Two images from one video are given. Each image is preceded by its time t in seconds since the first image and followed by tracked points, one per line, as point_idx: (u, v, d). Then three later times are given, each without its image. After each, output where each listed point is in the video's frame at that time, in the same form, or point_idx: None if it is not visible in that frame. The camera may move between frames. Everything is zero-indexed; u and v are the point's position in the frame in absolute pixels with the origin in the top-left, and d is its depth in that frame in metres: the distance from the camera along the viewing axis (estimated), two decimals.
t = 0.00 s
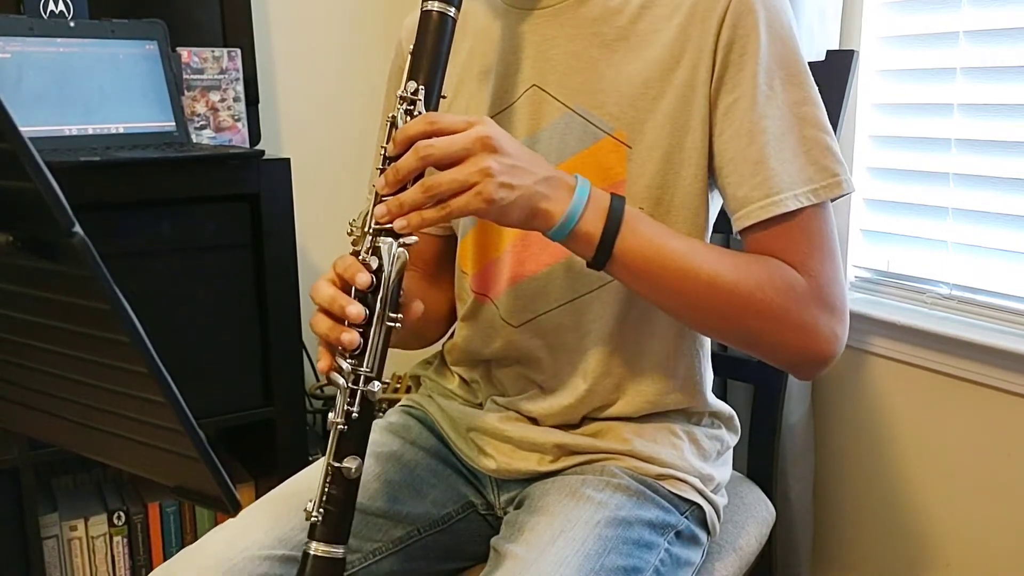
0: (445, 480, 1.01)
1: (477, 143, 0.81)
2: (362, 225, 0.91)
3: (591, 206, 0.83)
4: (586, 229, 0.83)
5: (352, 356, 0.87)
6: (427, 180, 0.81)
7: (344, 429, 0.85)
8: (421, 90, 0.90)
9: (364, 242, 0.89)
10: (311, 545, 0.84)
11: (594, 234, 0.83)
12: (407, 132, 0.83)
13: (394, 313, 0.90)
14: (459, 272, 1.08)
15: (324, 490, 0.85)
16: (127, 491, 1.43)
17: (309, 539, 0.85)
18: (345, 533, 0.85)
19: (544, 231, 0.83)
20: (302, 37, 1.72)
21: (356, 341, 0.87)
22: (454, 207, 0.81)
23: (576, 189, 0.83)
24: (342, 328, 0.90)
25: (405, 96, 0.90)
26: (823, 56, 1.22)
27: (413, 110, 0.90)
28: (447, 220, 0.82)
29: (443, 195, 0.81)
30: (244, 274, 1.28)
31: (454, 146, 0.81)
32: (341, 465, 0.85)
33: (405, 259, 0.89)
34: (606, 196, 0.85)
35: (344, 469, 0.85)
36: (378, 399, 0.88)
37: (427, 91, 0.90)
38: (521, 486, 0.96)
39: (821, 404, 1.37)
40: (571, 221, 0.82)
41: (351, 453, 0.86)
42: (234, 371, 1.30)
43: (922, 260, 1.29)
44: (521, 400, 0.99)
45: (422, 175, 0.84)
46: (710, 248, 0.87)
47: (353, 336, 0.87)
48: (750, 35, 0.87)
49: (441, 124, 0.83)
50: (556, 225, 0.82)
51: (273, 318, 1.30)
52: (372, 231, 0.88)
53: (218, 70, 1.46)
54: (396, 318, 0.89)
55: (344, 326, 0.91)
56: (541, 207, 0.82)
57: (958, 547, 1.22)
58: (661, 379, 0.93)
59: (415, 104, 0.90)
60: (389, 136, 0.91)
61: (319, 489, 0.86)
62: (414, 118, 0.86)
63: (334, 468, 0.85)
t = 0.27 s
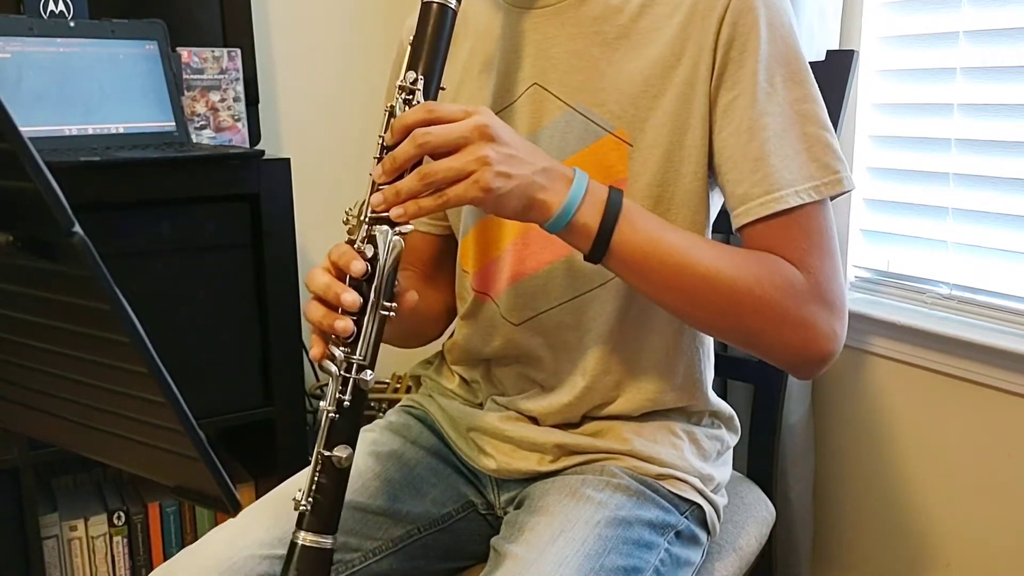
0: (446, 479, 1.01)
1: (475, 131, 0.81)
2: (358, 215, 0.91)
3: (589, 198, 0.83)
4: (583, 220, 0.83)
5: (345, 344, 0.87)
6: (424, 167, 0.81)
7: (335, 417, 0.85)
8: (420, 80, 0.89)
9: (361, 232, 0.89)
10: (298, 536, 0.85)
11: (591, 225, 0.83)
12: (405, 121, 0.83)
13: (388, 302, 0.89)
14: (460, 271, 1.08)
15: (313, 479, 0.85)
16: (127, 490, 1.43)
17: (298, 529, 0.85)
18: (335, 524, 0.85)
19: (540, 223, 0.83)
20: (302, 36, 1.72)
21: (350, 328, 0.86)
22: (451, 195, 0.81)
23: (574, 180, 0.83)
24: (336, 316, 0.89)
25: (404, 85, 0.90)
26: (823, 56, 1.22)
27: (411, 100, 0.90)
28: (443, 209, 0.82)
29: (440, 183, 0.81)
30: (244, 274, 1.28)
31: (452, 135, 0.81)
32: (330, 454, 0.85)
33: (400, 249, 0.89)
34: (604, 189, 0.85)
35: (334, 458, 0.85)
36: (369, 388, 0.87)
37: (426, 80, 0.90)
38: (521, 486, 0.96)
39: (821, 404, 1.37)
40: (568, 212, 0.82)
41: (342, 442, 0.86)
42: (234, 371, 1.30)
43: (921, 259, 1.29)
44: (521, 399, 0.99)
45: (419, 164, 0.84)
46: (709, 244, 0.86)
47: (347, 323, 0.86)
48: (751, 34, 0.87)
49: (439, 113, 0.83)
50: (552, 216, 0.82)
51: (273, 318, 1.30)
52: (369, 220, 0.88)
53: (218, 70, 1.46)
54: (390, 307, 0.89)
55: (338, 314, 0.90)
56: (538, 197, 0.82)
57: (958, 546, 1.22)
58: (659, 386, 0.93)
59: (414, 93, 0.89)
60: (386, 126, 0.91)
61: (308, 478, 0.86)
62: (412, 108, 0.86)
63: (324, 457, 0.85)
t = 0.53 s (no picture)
0: (446, 481, 1.01)
1: (475, 112, 0.81)
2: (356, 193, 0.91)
3: (588, 183, 0.83)
4: (582, 205, 0.83)
5: (340, 322, 0.87)
6: (424, 146, 0.81)
7: (327, 394, 0.86)
8: (421, 62, 0.90)
9: (358, 210, 0.89)
10: (286, 515, 0.84)
11: (591, 212, 0.83)
12: (406, 100, 0.83)
13: (384, 282, 0.89)
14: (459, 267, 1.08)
15: (302, 457, 0.85)
16: (127, 490, 1.43)
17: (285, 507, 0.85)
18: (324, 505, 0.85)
19: (539, 208, 0.83)
20: (302, 35, 1.72)
21: (344, 306, 0.86)
22: (450, 174, 0.81)
23: (574, 167, 0.83)
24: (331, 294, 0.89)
25: (405, 67, 0.90)
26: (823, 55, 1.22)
27: (413, 81, 0.90)
28: (441, 189, 0.83)
29: (438, 163, 0.81)
30: (245, 274, 1.28)
31: (453, 114, 0.81)
32: (320, 433, 0.84)
33: (398, 228, 0.87)
34: (604, 177, 0.84)
35: (324, 437, 0.84)
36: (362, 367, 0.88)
37: (427, 61, 0.90)
38: (521, 487, 0.96)
39: (821, 403, 1.37)
40: (567, 197, 0.82)
41: (332, 421, 0.85)
42: (234, 371, 1.30)
43: (921, 259, 1.29)
44: (521, 398, 0.99)
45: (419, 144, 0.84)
46: (709, 234, 0.86)
47: (341, 301, 0.87)
48: (752, 31, 0.87)
49: (441, 94, 0.83)
50: (552, 201, 0.82)
51: (274, 317, 1.30)
52: (367, 199, 0.88)
53: (218, 69, 1.46)
54: (386, 287, 0.88)
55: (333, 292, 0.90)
56: (537, 180, 0.82)
57: (958, 546, 1.22)
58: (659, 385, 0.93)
59: (416, 74, 0.89)
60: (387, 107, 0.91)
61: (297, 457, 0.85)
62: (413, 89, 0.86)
63: (313, 435, 0.85)
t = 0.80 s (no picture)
0: (446, 480, 1.01)
1: (485, 83, 0.82)
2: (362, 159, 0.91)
3: (594, 161, 0.83)
4: (587, 180, 0.83)
5: (340, 285, 0.86)
6: (431, 115, 0.81)
7: (324, 356, 0.84)
8: (433, 35, 0.89)
9: (364, 177, 0.89)
10: (277, 476, 0.82)
11: (596, 189, 0.83)
12: (415, 71, 0.83)
13: (386, 247, 0.89)
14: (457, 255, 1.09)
15: (294, 418, 0.83)
16: (127, 490, 1.43)
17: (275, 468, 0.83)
18: (314, 467, 0.83)
19: (545, 183, 0.83)
20: (303, 34, 1.72)
21: (346, 270, 0.86)
22: (458, 143, 0.81)
23: (581, 142, 0.84)
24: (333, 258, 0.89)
25: (417, 39, 0.89)
26: (824, 55, 1.22)
27: (424, 53, 0.90)
28: (448, 158, 0.82)
29: (445, 131, 0.81)
30: (245, 273, 1.28)
31: (463, 86, 0.81)
32: (315, 394, 0.83)
33: (402, 194, 0.88)
34: (610, 155, 0.85)
35: (319, 399, 0.83)
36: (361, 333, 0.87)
37: (439, 35, 0.90)
38: (521, 487, 0.96)
39: (822, 402, 1.37)
40: (572, 172, 0.82)
41: (327, 382, 0.84)
42: (235, 370, 1.30)
43: (921, 259, 1.29)
44: (520, 393, 0.99)
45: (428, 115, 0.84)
46: (713, 216, 0.86)
47: (343, 264, 0.86)
48: (755, 24, 0.87)
49: (451, 65, 0.83)
50: (556, 177, 0.82)
51: (274, 316, 1.30)
52: (372, 165, 0.88)
53: (218, 70, 1.46)
54: (387, 252, 0.88)
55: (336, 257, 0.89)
56: (544, 154, 0.82)
57: (958, 545, 1.22)
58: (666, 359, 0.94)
59: (427, 47, 0.89)
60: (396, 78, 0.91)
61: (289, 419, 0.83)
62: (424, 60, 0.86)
63: (309, 395, 0.83)
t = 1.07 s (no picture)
0: (447, 480, 1.02)
1: (502, 79, 0.83)
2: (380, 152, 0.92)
3: (608, 157, 0.84)
4: (601, 173, 0.83)
5: (359, 273, 0.87)
6: (449, 109, 0.82)
7: (342, 342, 0.84)
8: (451, 33, 0.90)
9: (382, 169, 0.90)
10: (296, 458, 0.81)
11: (609, 182, 0.83)
12: (433, 66, 0.84)
13: (404, 238, 0.89)
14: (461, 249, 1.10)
15: (313, 402, 0.83)
16: (127, 491, 1.43)
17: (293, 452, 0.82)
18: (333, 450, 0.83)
19: (558, 176, 0.84)
20: (303, 33, 1.72)
21: (365, 256, 0.86)
22: (475, 136, 0.81)
23: (597, 138, 0.84)
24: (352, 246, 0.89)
25: (435, 37, 0.90)
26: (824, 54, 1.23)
27: (442, 51, 0.90)
28: (465, 151, 0.82)
29: (463, 125, 0.82)
30: (246, 273, 1.28)
31: (480, 81, 0.82)
32: (335, 377, 0.83)
33: (419, 186, 0.89)
34: (624, 151, 0.85)
35: (338, 382, 0.83)
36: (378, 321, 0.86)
37: (456, 32, 0.90)
38: (523, 485, 0.96)
39: (822, 402, 1.37)
40: (586, 166, 0.83)
41: (347, 367, 0.84)
42: (235, 370, 1.30)
43: (922, 259, 1.29)
44: (523, 388, 0.99)
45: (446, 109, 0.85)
46: (721, 211, 0.87)
47: (362, 251, 0.86)
48: (759, 23, 0.87)
49: (468, 61, 0.84)
50: (569, 170, 0.83)
51: (275, 316, 1.30)
52: (390, 157, 0.88)
53: (219, 69, 1.46)
54: (405, 241, 0.88)
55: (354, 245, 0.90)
56: (558, 147, 0.83)
57: (959, 544, 1.22)
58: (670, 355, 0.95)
59: (445, 44, 0.90)
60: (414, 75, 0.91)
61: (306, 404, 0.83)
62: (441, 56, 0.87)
63: (328, 378, 0.83)
